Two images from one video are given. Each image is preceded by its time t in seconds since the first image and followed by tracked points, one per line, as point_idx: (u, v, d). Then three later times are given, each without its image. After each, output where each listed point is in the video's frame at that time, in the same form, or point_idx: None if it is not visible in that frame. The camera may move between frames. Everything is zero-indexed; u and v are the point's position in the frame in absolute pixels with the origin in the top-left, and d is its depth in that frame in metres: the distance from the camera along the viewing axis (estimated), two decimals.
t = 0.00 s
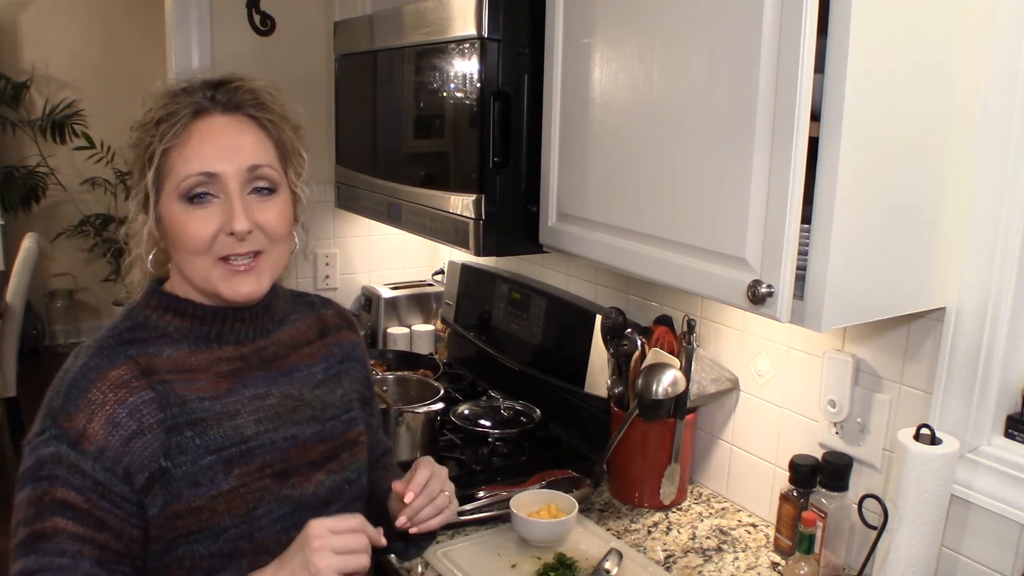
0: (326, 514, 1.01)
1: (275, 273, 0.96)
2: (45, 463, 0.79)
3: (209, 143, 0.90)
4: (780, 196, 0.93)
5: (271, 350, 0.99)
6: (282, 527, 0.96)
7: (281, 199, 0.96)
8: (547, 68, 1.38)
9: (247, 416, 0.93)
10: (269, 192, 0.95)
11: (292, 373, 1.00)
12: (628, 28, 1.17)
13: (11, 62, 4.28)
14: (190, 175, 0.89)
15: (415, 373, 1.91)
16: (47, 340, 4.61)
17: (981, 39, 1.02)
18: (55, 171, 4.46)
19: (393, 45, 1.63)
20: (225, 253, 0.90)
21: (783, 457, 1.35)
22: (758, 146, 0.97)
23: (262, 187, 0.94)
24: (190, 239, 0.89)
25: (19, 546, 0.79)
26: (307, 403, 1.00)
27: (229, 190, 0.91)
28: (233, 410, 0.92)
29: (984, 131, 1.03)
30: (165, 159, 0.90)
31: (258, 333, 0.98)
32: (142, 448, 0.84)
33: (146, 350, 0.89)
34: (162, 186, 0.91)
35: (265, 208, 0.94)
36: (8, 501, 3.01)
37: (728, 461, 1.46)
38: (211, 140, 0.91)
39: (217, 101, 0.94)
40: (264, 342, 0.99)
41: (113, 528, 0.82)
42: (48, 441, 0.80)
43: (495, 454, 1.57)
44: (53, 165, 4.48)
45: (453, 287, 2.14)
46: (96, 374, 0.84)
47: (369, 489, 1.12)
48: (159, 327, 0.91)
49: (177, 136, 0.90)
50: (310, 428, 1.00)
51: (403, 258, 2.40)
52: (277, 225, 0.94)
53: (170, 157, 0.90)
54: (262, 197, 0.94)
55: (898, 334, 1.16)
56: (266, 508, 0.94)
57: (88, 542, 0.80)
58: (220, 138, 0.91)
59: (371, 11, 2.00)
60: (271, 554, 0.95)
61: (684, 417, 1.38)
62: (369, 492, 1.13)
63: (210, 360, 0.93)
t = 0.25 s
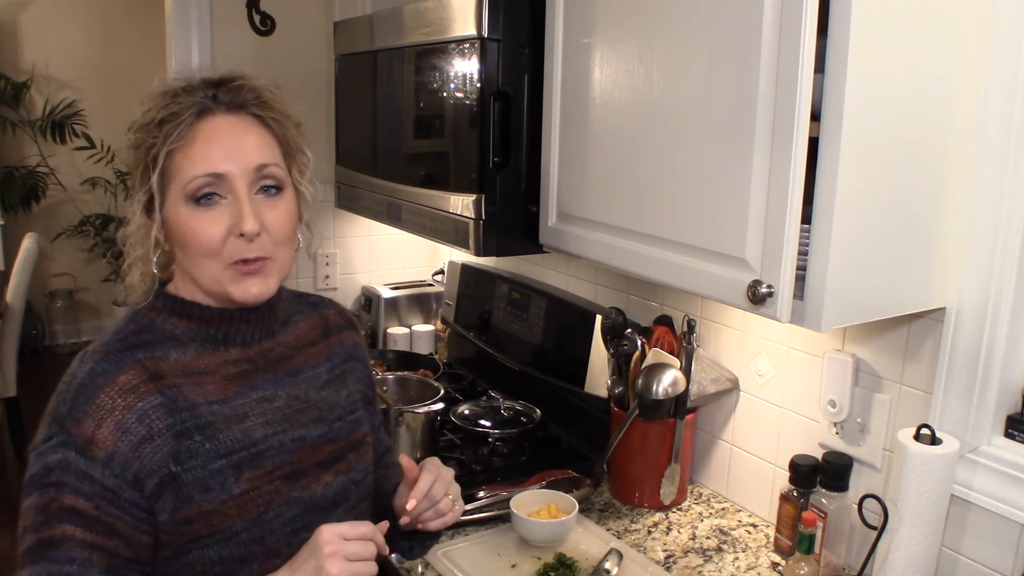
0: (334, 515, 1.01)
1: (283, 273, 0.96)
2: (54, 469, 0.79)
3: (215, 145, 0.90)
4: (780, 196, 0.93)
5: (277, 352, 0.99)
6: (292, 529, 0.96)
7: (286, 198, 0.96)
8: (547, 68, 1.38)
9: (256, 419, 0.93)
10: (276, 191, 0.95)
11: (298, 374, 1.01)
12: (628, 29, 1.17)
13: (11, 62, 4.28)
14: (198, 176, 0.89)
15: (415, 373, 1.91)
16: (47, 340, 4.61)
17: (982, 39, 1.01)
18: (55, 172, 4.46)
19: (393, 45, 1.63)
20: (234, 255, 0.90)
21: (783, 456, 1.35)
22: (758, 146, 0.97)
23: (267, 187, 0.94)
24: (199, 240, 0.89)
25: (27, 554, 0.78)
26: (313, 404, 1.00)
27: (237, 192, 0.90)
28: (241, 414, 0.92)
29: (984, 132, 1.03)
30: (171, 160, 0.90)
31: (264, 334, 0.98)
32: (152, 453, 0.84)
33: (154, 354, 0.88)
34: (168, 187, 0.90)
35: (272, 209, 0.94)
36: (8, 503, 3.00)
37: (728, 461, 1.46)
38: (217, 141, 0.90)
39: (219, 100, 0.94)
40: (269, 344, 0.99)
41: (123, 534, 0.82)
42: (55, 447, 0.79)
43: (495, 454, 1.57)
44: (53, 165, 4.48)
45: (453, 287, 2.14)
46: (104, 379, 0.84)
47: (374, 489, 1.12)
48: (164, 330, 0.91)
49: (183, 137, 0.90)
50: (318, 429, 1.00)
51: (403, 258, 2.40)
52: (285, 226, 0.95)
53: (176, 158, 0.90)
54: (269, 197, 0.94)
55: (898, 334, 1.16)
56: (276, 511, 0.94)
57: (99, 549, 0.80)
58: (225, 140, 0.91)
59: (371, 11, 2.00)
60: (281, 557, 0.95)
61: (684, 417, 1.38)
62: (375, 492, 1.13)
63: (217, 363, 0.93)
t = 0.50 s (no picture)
0: (339, 514, 1.01)
1: (288, 275, 0.96)
2: (61, 475, 0.78)
3: (222, 147, 0.90)
4: (780, 195, 0.93)
5: (279, 351, 0.99)
6: (300, 529, 0.96)
7: (291, 200, 0.96)
8: (547, 68, 1.37)
9: (262, 419, 0.93)
10: (281, 193, 0.95)
11: (301, 373, 1.01)
12: (628, 29, 1.17)
13: (11, 62, 4.27)
14: (203, 179, 0.88)
15: (415, 373, 1.91)
16: (47, 340, 4.60)
17: (982, 39, 1.01)
18: (55, 171, 4.46)
19: (393, 45, 1.63)
20: (241, 258, 0.90)
21: (783, 456, 1.35)
22: (758, 147, 0.97)
23: (273, 188, 0.94)
24: (205, 244, 0.88)
25: (36, 561, 0.78)
26: (318, 403, 1.00)
27: (243, 195, 0.90)
28: (247, 414, 0.92)
29: (984, 132, 1.03)
30: (175, 162, 0.89)
31: (267, 334, 0.98)
32: (160, 456, 0.84)
33: (158, 356, 0.88)
34: (173, 189, 0.90)
35: (278, 211, 0.94)
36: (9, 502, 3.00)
37: (728, 461, 1.46)
38: (223, 143, 0.90)
39: (223, 100, 0.93)
40: (272, 343, 0.99)
41: (133, 538, 0.81)
42: (62, 452, 0.79)
43: (495, 454, 1.57)
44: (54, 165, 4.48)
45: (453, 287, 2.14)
46: (109, 383, 0.84)
47: (377, 488, 1.13)
48: (167, 332, 0.90)
49: (188, 139, 0.89)
50: (323, 429, 1.00)
51: (403, 258, 2.40)
52: (291, 228, 0.94)
53: (181, 161, 0.89)
54: (274, 199, 0.94)
55: (898, 334, 1.16)
56: (284, 512, 0.95)
57: (109, 554, 0.79)
58: (231, 142, 0.90)
59: (371, 11, 2.00)
60: (290, 557, 0.96)
61: (684, 417, 1.38)
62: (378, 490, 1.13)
63: (221, 364, 0.93)
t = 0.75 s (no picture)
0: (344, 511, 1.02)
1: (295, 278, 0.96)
2: (66, 480, 0.78)
3: (241, 153, 0.89)
4: (780, 195, 0.93)
5: (280, 350, 0.99)
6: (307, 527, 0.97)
7: (300, 205, 0.96)
8: (547, 68, 1.37)
9: (266, 419, 0.93)
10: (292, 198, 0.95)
11: (302, 372, 1.01)
12: (628, 29, 1.17)
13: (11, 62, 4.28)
14: (221, 185, 0.87)
15: (415, 373, 1.91)
16: (47, 340, 4.60)
17: (981, 39, 1.01)
18: (55, 171, 4.46)
19: (393, 45, 1.63)
20: (254, 263, 0.90)
21: (783, 456, 1.35)
22: (758, 147, 0.97)
23: (285, 194, 0.94)
24: (221, 250, 0.87)
25: (44, 566, 0.78)
26: (319, 401, 1.00)
27: (260, 202, 0.89)
28: (252, 414, 0.92)
29: (984, 132, 1.03)
30: (190, 167, 0.87)
31: (267, 334, 0.98)
32: (166, 458, 0.84)
33: (160, 358, 0.88)
34: (186, 193, 0.88)
35: (291, 217, 0.93)
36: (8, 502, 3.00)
37: (728, 461, 1.46)
38: (241, 149, 0.89)
39: (235, 101, 0.93)
40: (272, 342, 0.99)
41: (141, 541, 0.81)
42: (67, 458, 0.79)
43: (495, 454, 1.56)
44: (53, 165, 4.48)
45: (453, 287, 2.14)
46: (112, 387, 0.83)
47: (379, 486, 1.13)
48: (169, 334, 0.90)
49: (205, 144, 0.88)
50: (326, 426, 1.00)
51: (403, 258, 2.40)
52: (301, 233, 0.94)
53: (197, 165, 0.88)
54: (286, 204, 0.94)
55: (898, 334, 1.16)
56: (292, 510, 0.95)
57: (117, 557, 0.79)
58: (249, 148, 0.89)
59: (371, 11, 2.00)
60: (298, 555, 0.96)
61: (684, 417, 1.38)
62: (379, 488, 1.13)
63: (223, 364, 0.93)
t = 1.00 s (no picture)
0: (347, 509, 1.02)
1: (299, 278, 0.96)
2: (75, 485, 0.78)
3: (247, 155, 0.89)
4: (780, 196, 0.93)
5: (280, 350, 0.99)
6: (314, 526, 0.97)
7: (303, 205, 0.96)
8: (548, 68, 1.38)
9: (272, 418, 0.94)
10: (295, 198, 0.95)
11: (303, 372, 1.01)
12: (628, 29, 1.17)
13: (11, 62, 4.27)
14: (227, 187, 0.87)
15: (415, 373, 1.91)
16: (47, 340, 4.60)
17: (981, 38, 1.01)
18: (55, 171, 4.46)
19: (393, 45, 1.63)
20: (261, 264, 0.90)
21: (783, 457, 1.35)
22: (758, 147, 0.97)
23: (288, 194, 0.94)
24: (228, 252, 0.87)
25: (54, 571, 0.78)
26: (321, 400, 1.01)
27: (266, 203, 0.89)
28: (258, 414, 0.93)
29: (983, 133, 1.03)
30: (196, 169, 0.87)
31: (267, 334, 0.98)
32: (176, 460, 0.84)
33: (166, 360, 0.88)
34: (191, 195, 0.88)
35: (295, 217, 0.94)
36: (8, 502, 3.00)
37: (728, 461, 1.46)
38: (245, 151, 0.89)
39: (237, 102, 0.93)
40: (273, 342, 0.99)
41: (151, 544, 0.81)
42: (75, 463, 0.79)
43: (495, 454, 1.56)
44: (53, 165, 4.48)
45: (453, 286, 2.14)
46: (119, 391, 0.83)
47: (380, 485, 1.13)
48: (171, 335, 0.90)
49: (210, 146, 0.88)
50: (328, 425, 1.01)
51: (403, 258, 2.40)
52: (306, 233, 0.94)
53: (202, 167, 0.87)
54: (290, 205, 0.94)
55: (898, 334, 1.16)
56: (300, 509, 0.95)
57: (128, 561, 0.78)
58: (254, 149, 0.89)
59: (371, 11, 2.00)
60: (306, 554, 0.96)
61: (684, 417, 1.38)
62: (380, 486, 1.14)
63: (226, 365, 0.93)
